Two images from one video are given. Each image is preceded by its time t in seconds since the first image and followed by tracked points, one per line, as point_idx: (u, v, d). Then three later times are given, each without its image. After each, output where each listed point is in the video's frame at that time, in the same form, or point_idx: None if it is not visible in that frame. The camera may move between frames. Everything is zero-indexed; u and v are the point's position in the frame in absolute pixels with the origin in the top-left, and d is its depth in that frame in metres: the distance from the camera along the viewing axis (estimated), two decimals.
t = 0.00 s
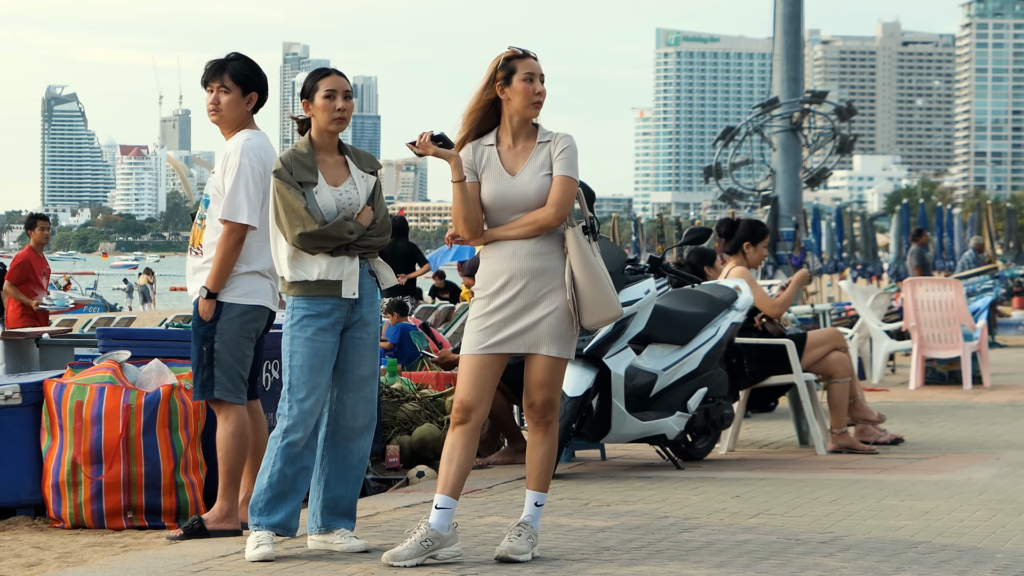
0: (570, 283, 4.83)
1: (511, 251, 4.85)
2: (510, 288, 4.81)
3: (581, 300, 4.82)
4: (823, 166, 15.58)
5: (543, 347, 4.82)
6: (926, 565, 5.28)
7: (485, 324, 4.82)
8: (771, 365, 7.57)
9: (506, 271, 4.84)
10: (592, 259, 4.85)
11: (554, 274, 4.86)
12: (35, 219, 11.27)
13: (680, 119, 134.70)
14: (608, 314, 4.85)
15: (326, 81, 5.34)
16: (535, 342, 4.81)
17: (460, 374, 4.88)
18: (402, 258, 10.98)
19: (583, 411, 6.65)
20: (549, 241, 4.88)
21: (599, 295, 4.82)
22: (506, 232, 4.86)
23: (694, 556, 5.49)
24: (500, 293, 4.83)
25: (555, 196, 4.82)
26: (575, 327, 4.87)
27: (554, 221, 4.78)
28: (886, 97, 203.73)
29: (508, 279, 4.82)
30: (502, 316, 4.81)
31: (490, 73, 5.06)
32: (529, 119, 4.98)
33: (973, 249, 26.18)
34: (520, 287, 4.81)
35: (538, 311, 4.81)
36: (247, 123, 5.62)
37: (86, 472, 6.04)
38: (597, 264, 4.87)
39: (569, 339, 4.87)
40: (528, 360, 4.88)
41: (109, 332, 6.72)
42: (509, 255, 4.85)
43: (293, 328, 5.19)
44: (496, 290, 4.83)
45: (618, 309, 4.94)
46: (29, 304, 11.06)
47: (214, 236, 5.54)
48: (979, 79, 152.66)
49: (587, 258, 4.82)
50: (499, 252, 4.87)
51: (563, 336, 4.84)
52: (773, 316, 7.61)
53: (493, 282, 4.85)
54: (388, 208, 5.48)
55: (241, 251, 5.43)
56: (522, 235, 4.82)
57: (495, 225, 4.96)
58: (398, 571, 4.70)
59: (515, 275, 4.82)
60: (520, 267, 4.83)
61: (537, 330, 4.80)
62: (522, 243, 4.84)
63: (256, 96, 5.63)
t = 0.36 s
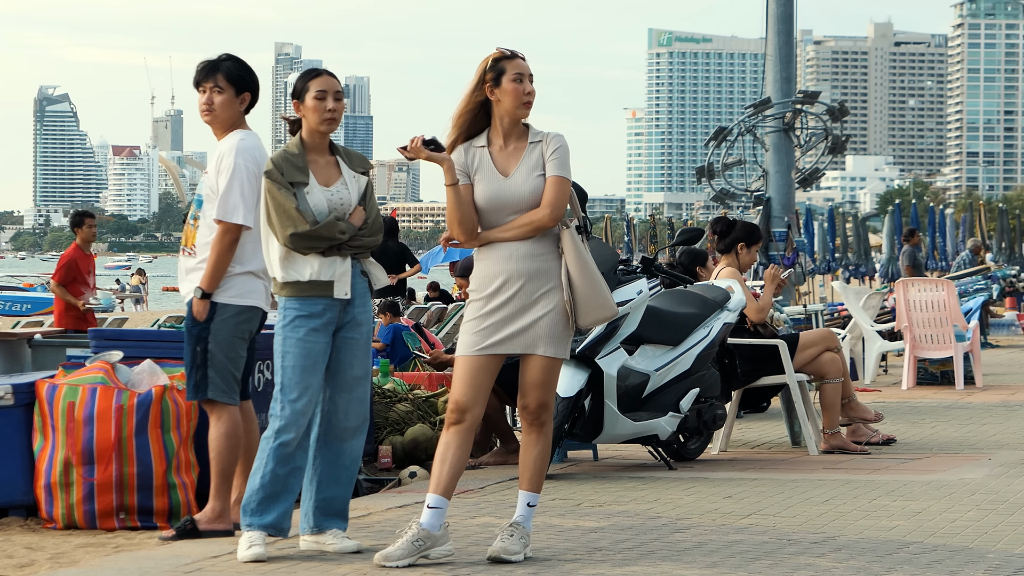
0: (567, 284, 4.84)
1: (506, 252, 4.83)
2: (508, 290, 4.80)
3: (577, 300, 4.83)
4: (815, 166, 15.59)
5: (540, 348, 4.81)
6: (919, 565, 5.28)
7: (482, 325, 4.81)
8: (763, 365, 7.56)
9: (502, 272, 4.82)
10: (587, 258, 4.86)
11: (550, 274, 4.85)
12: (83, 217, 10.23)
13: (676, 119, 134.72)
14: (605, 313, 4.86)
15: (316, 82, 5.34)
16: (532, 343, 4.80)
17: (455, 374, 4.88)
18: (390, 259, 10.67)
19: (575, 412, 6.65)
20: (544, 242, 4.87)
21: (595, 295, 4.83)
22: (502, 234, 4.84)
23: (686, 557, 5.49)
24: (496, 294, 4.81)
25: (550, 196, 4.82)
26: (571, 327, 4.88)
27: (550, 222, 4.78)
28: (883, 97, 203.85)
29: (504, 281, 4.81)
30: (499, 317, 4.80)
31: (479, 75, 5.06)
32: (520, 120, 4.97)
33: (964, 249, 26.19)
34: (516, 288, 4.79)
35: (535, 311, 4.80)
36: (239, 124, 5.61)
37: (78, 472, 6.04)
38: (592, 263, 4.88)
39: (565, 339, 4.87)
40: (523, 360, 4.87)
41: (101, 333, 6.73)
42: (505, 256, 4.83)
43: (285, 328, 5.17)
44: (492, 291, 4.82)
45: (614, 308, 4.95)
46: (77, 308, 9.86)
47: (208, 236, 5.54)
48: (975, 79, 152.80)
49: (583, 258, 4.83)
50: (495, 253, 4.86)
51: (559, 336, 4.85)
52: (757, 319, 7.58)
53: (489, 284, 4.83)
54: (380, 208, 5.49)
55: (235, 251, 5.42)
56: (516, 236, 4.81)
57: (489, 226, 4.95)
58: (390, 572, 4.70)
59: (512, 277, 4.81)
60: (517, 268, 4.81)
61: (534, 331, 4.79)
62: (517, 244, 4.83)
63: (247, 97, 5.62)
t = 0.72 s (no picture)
0: (555, 286, 4.82)
1: (495, 255, 4.84)
2: (496, 292, 4.80)
3: (565, 302, 4.80)
4: (807, 168, 15.59)
5: (529, 350, 4.80)
6: (911, 566, 5.28)
7: (471, 327, 4.81)
8: (755, 366, 7.56)
9: (491, 275, 4.83)
10: (576, 260, 4.85)
11: (539, 276, 4.85)
12: (131, 220, 10.39)
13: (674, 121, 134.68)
14: (593, 314, 4.83)
15: (306, 83, 5.32)
16: (520, 345, 4.79)
17: (448, 376, 4.88)
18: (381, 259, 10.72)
19: (567, 413, 6.66)
20: (533, 244, 4.87)
21: (583, 297, 4.81)
22: (490, 237, 4.85)
23: (679, 559, 5.48)
24: (486, 297, 4.82)
25: (536, 199, 4.81)
26: (561, 329, 4.85)
27: (536, 224, 4.77)
28: (880, 99, 204.03)
29: (492, 284, 4.81)
30: (488, 320, 4.81)
31: (470, 77, 5.06)
32: (511, 121, 4.97)
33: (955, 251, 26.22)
34: (505, 291, 4.80)
35: (522, 313, 4.80)
36: (231, 125, 5.61)
37: (70, 474, 6.03)
38: (581, 265, 4.86)
39: (554, 341, 4.85)
40: (513, 362, 4.87)
41: (93, 334, 6.72)
42: (494, 259, 4.84)
43: (277, 329, 5.17)
44: (482, 294, 4.83)
45: (604, 310, 4.92)
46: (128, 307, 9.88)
47: (200, 237, 5.53)
48: (972, 81, 152.99)
49: (571, 259, 4.82)
50: (484, 257, 4.87)
51: (548, 338, 4.83)
52: (744, 322, 7.56)
53: (479, 286, 4.84)
54: (373, 209, 5.48)
55: (227, 253, 5.42)
56: (504, 239, 4.81)
57: (479, 229, 4.96)
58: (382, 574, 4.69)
59: (499, 280, 4.81)
60: (505, 271, 4.82)
61: (522, 333, 4.79)
62: (506, 247, 4.83)
63: (239, 97, 5.62)
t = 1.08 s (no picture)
0: (540, 289, 4.79)
1: (483, 259, 4.86)
2: (485, 296, 4.82)
3: (550, 305, 4.76)
4: (801, 170, 15.57)
5: (514, 353, 4.79)
6: (903, 569, 5.28)
7: (458, 331, 4.84)
8: (749, 369, 7.58)
9: (478, 279, 4.85)
10: (562, 264, 4.81)
11: (526, 281, 4.85)
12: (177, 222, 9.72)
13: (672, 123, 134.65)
14: (578, 318, 4.77)
15: (301, 86, 5.33)
16: (507, 349, 4.79)
17: (440, 378, 4.89)
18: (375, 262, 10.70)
19: (561, 415, 6.68)
20: (521, 248, 4.86)
21: (567, 301, 4.76)
22: (478, 240, 4.87)
23: (672, 561, 5.48)
24: (475, 301, 4.85)
25: (521, 203, 4.80)
26: (548, 333, 4.82)
27: (519, 228, 4.77)
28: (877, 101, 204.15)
29: (478, 288, 4.84)
30: (475, 324, 4.83)
31: (463, 81, 5.07)
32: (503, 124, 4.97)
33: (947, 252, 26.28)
34: (492, 295, 4.81)
35: (506, 317, 4.80)
36: (225, 128, 5.60)
37: (63, 477, 6.02)
38: (568, 269, 4.82)
39: (542, 345, 4.83)
40: (502, 366, 4.87)
41: (86, 337, 6.66)
42: (482, 263, 4.86)
43: (271, 332, 5.18)
44: (469, 297, 4.86)
45: (593, 315, 4.85)
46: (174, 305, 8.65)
47: (191, 239, 5.53)
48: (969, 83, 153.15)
49: (556, 263, 4.79)
50: (473, 261, 4.89)
51: (535, 342, 4.81)
52: (737, 326, 7.55)
53: (468, 290, 4.87)
54: (366, 212, 5.48)
55: (219, 255, 5.42)
56: (490, 243, 4.83)
57: (471, 233, 4.98)
58: None
59: (485, 284, 4.83)
60: (494, 274, 4.83)
61: (507, 337, 4.79)
62: (493, 251, 4.85)
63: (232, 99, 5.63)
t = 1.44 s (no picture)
0: (527, 292, 4.77)
1: (475, 263, 4.88)
2: (475, 299, 4.83)
3: (539, 309, 4.74)
4: (795, 175, 15.56)
5: (503, 357, 4.78)
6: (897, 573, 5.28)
7: (449, 334, 4.85)
8: (743, 373, 7.57)
9: (469, 283, 4.87)
10: (551, 268, 4.80)
11: (517, 284, 4.84)
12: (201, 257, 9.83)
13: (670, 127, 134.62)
14: (566, 322, 4.75)
15: (298, 89, 5.33)
16: (496, 352, 4.80)
17: (434, 381, 4.88)
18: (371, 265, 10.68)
19: (556, 419, 6.65)
20: (512, 252, 4.87)
21: (555, 304, 4.74)
22: (469, 244, 4.89)
23: (666, 565, 5.48)
24: (466, 304, 4.86)
25: (512, 206, 4.80)
26: (537, 337, 4.80)
27: (510, 231, 4.77)
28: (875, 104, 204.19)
29: (468, 291, 4.85)
30: (465, 327, 4.84)
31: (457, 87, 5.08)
32: (497, 128, 4.97)
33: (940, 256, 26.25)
34: (482, 298, 4.82)
35: (495, 321, 4.80)
36: (219, 131, 5.60)
37: (58, 481, 6.02)
38: (558, 274, 4.81)
39: (531, 350, 4.82)
40: (493, 370, 4.87)
41: (80, 340, 6.71)
42: (474, 267, 4.87)
43: (266, 336, 5.17)
44: (459, 301, 4.87)
45: (583, 320, 4.83)
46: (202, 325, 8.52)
47: (186, 243, 5.52)
48: (967, 87, 153.19)
49: (545, 267, 4.78)
50: (465, 264, 4.91)
51: (524, 346, 4.80)
52: (731, 329, 7.56)
53: (459, 294, 4.89)
54: (362, 216, 5.46)
55: (213, 258, 5.40)
56: (481, 246, 4.85)
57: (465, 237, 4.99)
58: None
59: (474, 288, 4.85)
60: (485, 277, 4.84)
61: (497, 340, 4.79)
62: (484, 255, 4.86)
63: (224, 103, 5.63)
